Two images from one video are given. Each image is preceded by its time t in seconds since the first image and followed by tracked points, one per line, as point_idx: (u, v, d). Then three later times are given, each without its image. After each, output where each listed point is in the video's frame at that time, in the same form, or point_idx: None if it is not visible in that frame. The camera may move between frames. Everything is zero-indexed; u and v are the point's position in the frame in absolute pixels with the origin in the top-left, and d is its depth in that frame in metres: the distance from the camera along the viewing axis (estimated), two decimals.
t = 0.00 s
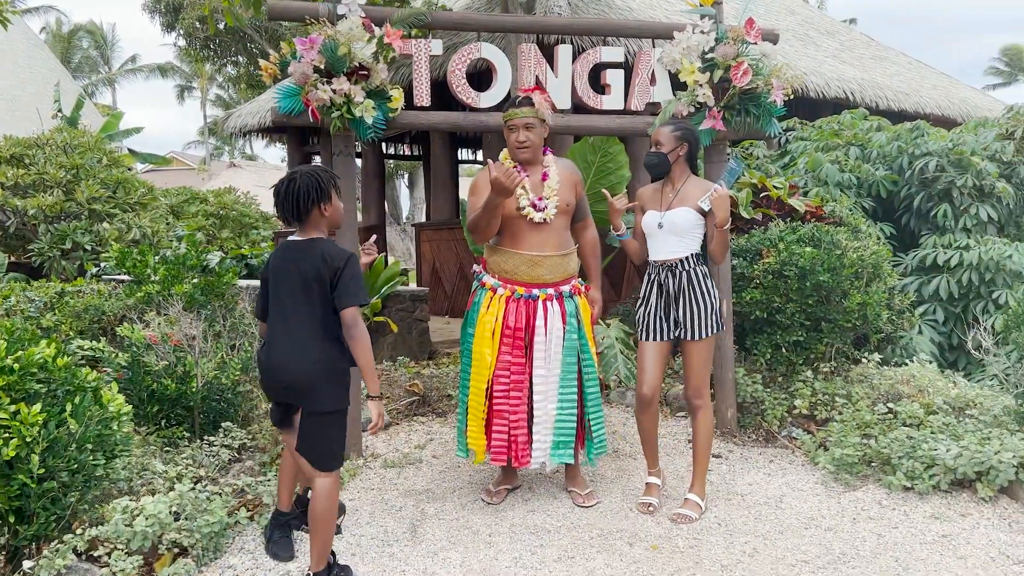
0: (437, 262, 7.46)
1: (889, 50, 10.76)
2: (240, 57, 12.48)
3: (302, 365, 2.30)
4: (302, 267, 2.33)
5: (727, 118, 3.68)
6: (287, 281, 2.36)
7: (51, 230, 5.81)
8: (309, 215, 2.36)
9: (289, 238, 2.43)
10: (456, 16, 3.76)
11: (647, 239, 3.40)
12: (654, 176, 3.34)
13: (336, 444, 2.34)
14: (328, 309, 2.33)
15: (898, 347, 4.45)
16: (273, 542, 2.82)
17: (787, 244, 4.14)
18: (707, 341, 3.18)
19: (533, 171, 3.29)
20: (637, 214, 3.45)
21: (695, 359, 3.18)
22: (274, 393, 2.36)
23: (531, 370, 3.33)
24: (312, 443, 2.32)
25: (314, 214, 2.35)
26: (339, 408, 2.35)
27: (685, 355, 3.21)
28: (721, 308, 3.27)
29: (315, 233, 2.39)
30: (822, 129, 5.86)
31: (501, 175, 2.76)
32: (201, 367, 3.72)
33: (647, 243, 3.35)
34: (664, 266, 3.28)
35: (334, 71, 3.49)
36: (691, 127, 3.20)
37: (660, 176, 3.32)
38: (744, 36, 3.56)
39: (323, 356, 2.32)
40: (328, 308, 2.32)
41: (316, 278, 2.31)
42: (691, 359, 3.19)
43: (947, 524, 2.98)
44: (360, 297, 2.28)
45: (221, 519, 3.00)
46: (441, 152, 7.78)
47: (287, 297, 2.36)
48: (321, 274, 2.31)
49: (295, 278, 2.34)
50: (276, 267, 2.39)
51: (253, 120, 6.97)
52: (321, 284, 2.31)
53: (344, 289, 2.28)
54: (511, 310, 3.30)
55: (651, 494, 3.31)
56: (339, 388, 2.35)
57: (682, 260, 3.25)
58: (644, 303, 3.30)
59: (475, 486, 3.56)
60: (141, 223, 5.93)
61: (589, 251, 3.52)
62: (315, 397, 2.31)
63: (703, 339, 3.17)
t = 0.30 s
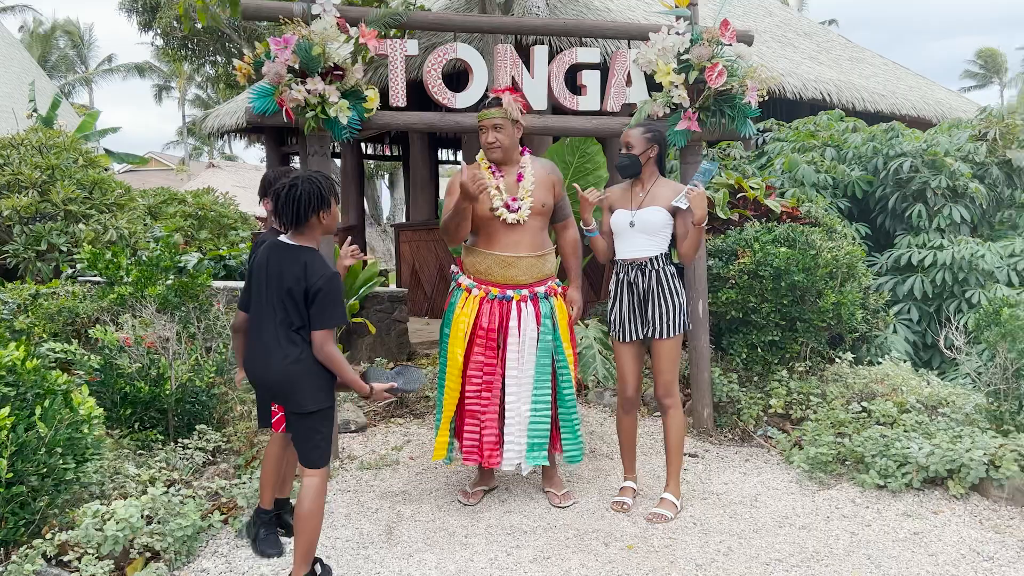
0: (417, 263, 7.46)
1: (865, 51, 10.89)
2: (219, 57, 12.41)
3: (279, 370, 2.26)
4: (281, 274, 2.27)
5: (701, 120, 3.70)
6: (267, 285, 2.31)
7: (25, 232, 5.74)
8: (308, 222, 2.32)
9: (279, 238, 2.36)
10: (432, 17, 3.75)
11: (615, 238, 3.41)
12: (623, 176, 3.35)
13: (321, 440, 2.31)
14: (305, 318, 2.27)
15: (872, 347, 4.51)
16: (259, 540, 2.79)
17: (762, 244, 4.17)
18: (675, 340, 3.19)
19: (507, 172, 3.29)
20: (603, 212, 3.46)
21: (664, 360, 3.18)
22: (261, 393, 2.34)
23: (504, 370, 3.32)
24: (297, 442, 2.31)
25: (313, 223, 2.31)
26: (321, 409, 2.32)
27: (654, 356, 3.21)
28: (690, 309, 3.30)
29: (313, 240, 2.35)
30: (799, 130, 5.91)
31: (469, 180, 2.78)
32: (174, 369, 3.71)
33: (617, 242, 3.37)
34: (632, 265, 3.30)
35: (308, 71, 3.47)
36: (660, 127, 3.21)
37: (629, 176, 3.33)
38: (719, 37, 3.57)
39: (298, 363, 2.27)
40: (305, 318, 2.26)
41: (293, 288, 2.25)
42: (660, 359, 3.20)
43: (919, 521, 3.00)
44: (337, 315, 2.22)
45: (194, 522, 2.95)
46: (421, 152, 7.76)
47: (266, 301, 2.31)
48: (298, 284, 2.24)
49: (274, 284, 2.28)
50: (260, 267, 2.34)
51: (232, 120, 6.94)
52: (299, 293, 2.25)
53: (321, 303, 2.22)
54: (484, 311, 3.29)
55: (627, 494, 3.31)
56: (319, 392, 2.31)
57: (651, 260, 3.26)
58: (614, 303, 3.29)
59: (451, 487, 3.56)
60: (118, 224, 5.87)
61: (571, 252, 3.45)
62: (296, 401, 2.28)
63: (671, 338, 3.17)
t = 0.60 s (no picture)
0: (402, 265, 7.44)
1: (847, 54, 10.99)
2: (202, 58, 12.34)
3: (262, 376, 2.20)
4: (270, 281, 2.21)
5: (685, 122, 3.72)
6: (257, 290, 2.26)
7: (5, 234, 5.67)
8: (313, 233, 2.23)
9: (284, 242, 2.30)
10: (416, 18, 3.73)
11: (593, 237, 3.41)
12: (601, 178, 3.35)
13: (307, 449, 2.23)
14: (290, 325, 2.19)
15: (855, 348, 4.55)
16: (213, 548, 2.73)
17: (745, 246, 4.19)
18: (652, 340, 3.19)
19: (491, 174, 3.29)
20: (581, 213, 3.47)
21: (643, 361, 3.17)
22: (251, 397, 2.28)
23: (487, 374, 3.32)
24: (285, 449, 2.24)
25: (316, 236, 2.22)
26: (304, 419, 2.22)
27: (632, 357, 3.20)
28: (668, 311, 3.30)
29: (314, 252, 2.26)
30: (782, 133, 5.95)
31: (444, 183, 2.77)
32: (156, 374, 3.67)
33: (595, 243, 3.37)
34: (613, 265, 3.29)
35: (290, 73, 3.43)
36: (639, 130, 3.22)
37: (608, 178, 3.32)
38: (702, 41, 3.58)
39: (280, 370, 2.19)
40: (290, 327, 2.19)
41: (281, 295, 2.18)
42: (638, 360, 3.18)
43: (901, 523, 3.02)
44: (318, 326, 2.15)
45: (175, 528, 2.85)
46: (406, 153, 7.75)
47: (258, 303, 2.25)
48: (286, 292, 2.18)
49: (267, 288, 2.22)
50: (258, 270, 2.30)
51: (215, 121, 6.89)
52: (285, 301, 2.19)
53: (305, 313, 2.14)
54: (468, 315, 3.29)
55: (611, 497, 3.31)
56: (301, 401, 2.21)
57: (631, 260, 3.26)
58: (593, 304, 3.29)
59: (435, 491, 3.54)
60: (99, 225, 5.81)
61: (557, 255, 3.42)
62: (278, 408, 2.21)
63: (649, 338, 3.17)
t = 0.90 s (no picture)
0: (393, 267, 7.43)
1: (835, 57, 11.05)
2: (191, 59, 12.30)
3: (291, 373, 2.24)
4: (306, 279, 2.26)
5: (676, 125, 3.72)
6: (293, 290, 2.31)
7: None
8: (344, 232, 2.28)
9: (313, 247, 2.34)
10: (406, 20, 3.70)
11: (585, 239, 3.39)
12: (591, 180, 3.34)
13: (305, 457, 2.23)
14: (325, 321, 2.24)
15: (844, 350, 4.58)
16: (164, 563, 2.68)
17: (735, 249, 4.21)
18: (645, 343, 3.19)
19: (483, 177, 3.28)
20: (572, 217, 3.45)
21: (635, 364, 3.17)
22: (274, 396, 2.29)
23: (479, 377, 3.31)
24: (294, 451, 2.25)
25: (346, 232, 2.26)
26: (316, 421, 2.22)
27: (624, 360, 3.19)
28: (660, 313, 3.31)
29: (344, 249, 2.30)
30: (772, 135, 5.98)
31: (439, 186, 2.74)
32: (145, 377, 3.63)
33: (588, 245, 3.35)
34: (607, 267, 3.28)
35: (281, 75, 3.41)
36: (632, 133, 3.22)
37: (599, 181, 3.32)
38: (692, 43, 3.57)
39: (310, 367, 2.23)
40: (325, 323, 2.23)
41: (321, 292, 2.23)
42: (631, 363, 3.18)
43: (892, 525, 3.03)
44: (355, 318, 2.19)
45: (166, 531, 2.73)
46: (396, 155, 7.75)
47: (293, 302, 2.30)
48: (321, 289, 2.23)
49: (302, 287, 2.28)
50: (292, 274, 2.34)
51: (204, 123, 6.85)
52: (322, 298, 2.23)
53: (342, 306, 2.19)
54: (460, 318, 3.28)
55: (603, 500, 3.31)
56: (321, 402, 2.23)
57: (625, 263, 3.26)
58: (586, 306, 3.28)
59: (427, 494, 3.53)
60: (87, 227, 5.76)
61: (549, 258, 3.43)
62: (298, 407, 2.23)
63: (642, 340, 3.17)
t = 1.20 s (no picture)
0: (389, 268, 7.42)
1: (830, 58, 11.10)
2: (185, 60, 12.28)
3: (333, 371, 2.25)
4: (344, 278, 2.28)
5: (672, 126, 3.72)
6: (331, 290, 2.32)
7: None
8: (376, 224, 2.33)
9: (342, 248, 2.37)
10: (402, 22, 3.70)
11: (583, 241, 3.38)
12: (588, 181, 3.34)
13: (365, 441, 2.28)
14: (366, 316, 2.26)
15: (840, 351, 4.59)
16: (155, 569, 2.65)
17: (731, 250, 4.23)
18: (644, 344, 3.19)
19: (480, 178, 3.28)
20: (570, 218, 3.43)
21: (635, 365, 3.17)
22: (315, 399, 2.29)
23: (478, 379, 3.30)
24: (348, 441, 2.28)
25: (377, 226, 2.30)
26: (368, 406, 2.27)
27: (624, 361, 3.19)
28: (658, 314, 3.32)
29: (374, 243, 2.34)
30: (767, 136, 6.00)
31: (439, 186, 2.73)
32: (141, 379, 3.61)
33: (587, 247, 3.33)
34: (607, 269, 3.27)
35: (276, 76, 3.40)
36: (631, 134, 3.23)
37: (597, 182, 3.32)
38: (688, 44, 3.56)
39: (359, 361, 2.26)
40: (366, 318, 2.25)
41: (359, 290, 2.26)
42: (630, 365, 3.18)
43: (889, 526, 3.04)
44: (396, 312, 2.21)
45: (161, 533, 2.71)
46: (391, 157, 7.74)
47: (330, 302, 2.31)
48: (360, 286, 2.25)
49: (337, 287, 2.29)
50: (321, 277, 2.34)
51: (198, 124, 6.83)
52: (361, 294, 2.25)
53: (382, 300, 2.21)
54: (458, 319, 3.27)
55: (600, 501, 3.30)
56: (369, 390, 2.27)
57: (624, 265, 3.25)
58: (585, 307, 3.27)
59: (423, 497, 3.52)
60: (82, 228, 5.73)
61: (545, 259, 3.44)
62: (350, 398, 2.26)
63: (641, 342, 3.18)
